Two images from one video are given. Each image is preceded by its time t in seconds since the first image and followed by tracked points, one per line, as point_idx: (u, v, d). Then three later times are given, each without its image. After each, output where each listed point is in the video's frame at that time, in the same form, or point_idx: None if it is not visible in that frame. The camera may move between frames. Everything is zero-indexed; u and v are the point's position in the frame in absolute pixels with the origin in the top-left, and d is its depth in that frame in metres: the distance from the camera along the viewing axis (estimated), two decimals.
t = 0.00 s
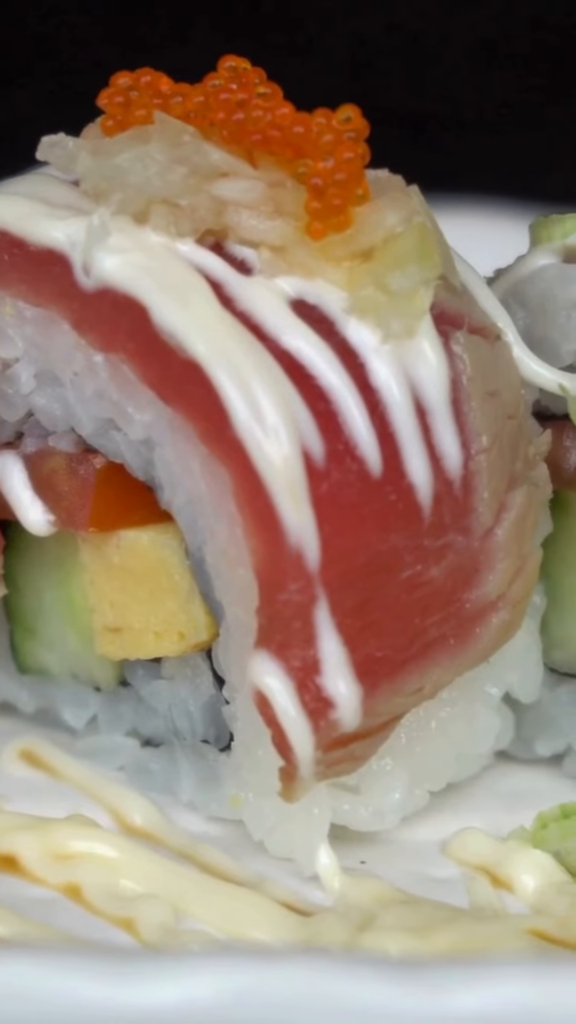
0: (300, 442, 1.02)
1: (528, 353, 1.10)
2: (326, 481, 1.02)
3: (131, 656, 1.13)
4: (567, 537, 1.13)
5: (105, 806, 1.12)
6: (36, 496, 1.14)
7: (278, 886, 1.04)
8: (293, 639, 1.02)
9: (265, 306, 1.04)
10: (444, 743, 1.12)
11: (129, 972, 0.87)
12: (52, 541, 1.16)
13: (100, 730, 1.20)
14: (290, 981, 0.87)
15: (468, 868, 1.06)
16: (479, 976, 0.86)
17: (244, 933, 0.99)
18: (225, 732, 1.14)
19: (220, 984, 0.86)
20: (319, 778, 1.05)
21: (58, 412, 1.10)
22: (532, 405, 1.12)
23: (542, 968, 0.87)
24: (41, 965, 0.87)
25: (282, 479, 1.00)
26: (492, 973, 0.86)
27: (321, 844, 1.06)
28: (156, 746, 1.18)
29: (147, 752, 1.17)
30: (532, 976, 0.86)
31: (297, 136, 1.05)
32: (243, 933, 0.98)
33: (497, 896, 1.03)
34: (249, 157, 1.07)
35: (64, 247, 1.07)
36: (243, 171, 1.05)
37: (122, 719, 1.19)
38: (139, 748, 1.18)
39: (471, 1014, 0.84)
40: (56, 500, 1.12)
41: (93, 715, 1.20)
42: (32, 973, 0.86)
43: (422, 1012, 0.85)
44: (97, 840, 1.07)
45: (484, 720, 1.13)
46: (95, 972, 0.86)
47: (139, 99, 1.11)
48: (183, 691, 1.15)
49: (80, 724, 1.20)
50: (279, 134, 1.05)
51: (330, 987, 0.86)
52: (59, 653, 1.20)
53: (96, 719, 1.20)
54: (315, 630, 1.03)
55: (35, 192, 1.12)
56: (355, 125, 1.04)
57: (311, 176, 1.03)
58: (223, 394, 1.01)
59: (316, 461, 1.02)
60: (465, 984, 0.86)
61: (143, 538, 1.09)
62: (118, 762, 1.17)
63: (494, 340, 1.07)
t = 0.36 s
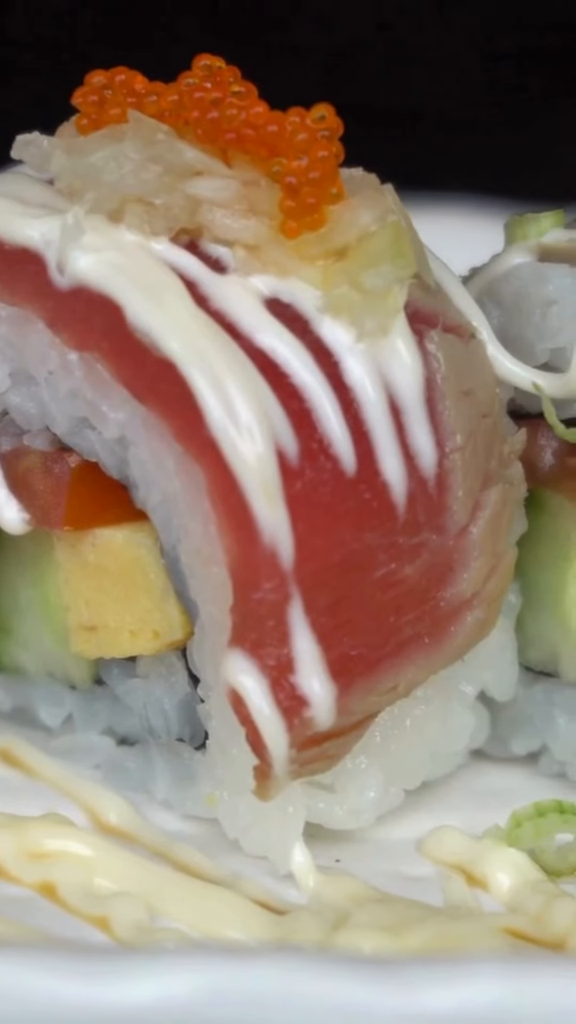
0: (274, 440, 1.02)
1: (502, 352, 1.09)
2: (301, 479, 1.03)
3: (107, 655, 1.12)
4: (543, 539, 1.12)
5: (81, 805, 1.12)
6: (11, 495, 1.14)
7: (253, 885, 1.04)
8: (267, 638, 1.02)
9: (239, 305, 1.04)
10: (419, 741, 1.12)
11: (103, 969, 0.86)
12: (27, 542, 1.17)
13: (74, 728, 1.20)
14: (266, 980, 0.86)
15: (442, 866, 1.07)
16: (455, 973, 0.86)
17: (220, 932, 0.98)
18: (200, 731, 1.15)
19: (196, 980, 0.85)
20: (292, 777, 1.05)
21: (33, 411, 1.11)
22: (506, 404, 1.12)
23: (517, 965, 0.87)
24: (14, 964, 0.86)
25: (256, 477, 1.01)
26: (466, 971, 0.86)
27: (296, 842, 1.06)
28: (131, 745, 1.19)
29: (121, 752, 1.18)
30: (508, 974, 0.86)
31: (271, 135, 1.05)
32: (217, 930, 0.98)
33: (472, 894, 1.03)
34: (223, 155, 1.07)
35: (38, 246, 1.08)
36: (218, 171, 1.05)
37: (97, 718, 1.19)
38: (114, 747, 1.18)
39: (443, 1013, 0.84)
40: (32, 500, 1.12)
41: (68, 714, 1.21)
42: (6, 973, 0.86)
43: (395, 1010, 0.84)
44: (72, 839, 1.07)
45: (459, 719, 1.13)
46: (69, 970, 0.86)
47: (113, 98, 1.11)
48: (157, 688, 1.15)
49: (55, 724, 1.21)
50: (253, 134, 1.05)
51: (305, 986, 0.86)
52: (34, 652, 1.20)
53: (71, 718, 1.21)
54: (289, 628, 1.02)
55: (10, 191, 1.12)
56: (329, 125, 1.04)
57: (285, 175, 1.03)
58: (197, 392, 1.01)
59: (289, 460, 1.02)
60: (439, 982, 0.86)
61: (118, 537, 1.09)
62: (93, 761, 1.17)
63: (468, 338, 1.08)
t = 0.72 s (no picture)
0: (248, 439, 1.02)
1: (477, 351, 1.09)
2: (275, 478, 1.03)
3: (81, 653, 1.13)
4: (519, 537, 1.12)
5: (58, 804, 1.12)
6: None
7: (228, 883, 1.04)
8: (241, 636, 1.02)
9: (213, 303, 1.04)
10: (394, 740, 1.12)
11: (76, 968, 0.86)
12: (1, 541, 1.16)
13: (50, 727, 1.20)
14: (242, 977, 0.85)
15: (417, 864, 1.07)
16: (431, 972, 0.85)
17: (194, 931, 0.98)
18: (175, 729, 1.15)
19: (168, 978, 0.85)
20: (267, 775, 1.05)
21: (8, 411, 1.10)
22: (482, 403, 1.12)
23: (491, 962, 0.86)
24: None
25: (230, 476, 1.01)
26: (442, 969, 0.85)
27: (271, 840, 1.06)
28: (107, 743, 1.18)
29: (98, 750, 1.17)
30: (483, 973, 0.85)
31: (245, 134, 1.05)
32: (193, 928, 0.98)
33: (446, 893, 1.03)
34: (198, 154, 1.08)
35: (13, 246, 1.08)
36: (192, 170, 1.06)
37: (72, 717, 1.19)
38: (89, 747, 1.18)
39: (414, 1012, 0.84)
40: (6, 499, 1.12)
41: (44, 713, 1.20)
42: None
43: (368, 1008, 0.84)
44: (47, 838, 1.06)
45: (434, 716, 1.13)
46: (43, 970, 0.85)
47: (88, 97, 1.11)
48: (132, 688, 1.15)
49: (30, 722, 1.21)
50: (227, 133, 1.05)
51: (280, 985, 0.85)
52: (10, 651, 1.20)
53: (48, 717, 1.21)
54: (264, 627, 1.02)
55: None
56: (303, 124, 1.05)
57: (259, 174, 1.03)
58: (171, 391, 1.01)
59: (264, 458, 1.02)
60: (411, 981, 0.85)
61: (92, 537, 1.09)
62: (69, 759, 1.17)
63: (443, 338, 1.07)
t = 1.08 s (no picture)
0: (222, 438, 1.01)
1: (453, 350, 1.09)
2: (249, 477, 1.02)
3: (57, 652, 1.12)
4: (495, 536, 1.12)
5: (34, 803, 1.12)
6: None
7: (202, 881, 1.04)
8: (216, 635, 1.02)
9: (188, 302, 1.03)
10: (369, 738, 1.12)
11: (50, 967, 0.85)
12: None
13: (27, 725, 1.20)
14: (215, 973, 0.85)
15: (393, 863, 1.07)
16: (404, 971, 0.85)
17: (168, 929, 0.98)
18: (151, 726, 1.15)
19: (143, 977, 0.84)
20: (242, 772, 1.05)
21: None
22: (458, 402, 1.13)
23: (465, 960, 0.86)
24: None
25: (205, 476, 1.00)
26: (415, 968, 0.85)
27: (246, 839, 1.06)
28: (82, 742, 1.18)
29: (73, 749, 1.18)
30: (456, 971, 0.84)
31: (220, 133, 1.05)
32: (168, 927, 0.98)
33: (422, 892, 1.03)
34: (173, 152, 1.07)
35: None
36: (168, 169, 1.05)
37: (48, 716, 1.19)
38: (65, 746, 1.18)
39: (388, 1009, 0.83)
40: None
41: (20, 712, 1.20)
42: None
43: (341, 1005, 0.84)
44: (24, 837, 1.06)
45: (410, 714, 1.13)
46: (16, 970, 0.85)
47: (63, 96, 1.11)
48: (108, 686, 1.15)
49: (7, 720, 1.20)
50: (202, 132, 1.05)
51: (252, 983, 0.85)
52: None
53: (24, 716, 1.20)
54: (238, 626, 1.03)
55: None
56: (279, 123, 1.05)
57: (234, 172, 1.03)
58: (146, 390, 1.01)
59: (238, 457, 1.02)
60: (385, 980, 0.85)
61: (68, 536, 1.08)
62: (45, 758, 1.17)
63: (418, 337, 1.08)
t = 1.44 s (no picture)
0: (197, 436, 1.01)
1: (428, 348, 1.10)
2: (224, 476, 1.02)
3: (32, 651, 1.11)
4: (470, 535, 1.12)
5: (10, 801, 1.12)
6: None
7: (178, 879, 1.04)
8: (191, 633, 1.02)
9: (163, 300, 1.04)
10: (345, 736, 1.12)
11: (25, 966, 0.85)
12: None
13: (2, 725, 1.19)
14: (189, 970, 0.85)
15: (368, 861, 1.07)
16: (379, 970, 0.84)
17: (143, 927, 0.98)
18: (127, 725, 1.15)
19: (114, 976, 0.84)
20: (217, 771, 1.05)
21: None
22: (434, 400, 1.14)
23: (438, 957, 0.86)
24: None
25: (179, 474, 1.01)
26: (386, 966, 0.85)
27: (221, 838, 1.06)
28: (59, 741, 1.18)
29: (51, 747, 1.17)
30: (430, 971, 0.84)
31: (195, 132, 1.05)
32: (143, 926, 0.98)
33: (397, 890, 1.03)
34: (148, 151, 1.07)
35: None
36: (143, 168, 1.05)
37: (24, 714, 1.18)
38: (42, 743, 1.17)
39: (361, 1006, 0.83)
40: None
41: None
42: None
43: (316, 1003, 0.83)
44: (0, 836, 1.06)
45: (386, 712, 1.13)
46: None
47: (38, 93, 1.11)
48: (84, 685, 1.15)
49: None
50: (176, 130, 1.05)
51: (224, 979, 0.84)
52: None
53: None
54: (213, 624, 1.03)
55: None
56: (253, 121, 1.05)
57: (209, 170, 1.03)
58: (121, 390, 1.01)
59: (213, 456, 1.02)
60: (361, 978, 0.84)
61: (44, 533, 1.08)
62: (21, 757, 1.16)
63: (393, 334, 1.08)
